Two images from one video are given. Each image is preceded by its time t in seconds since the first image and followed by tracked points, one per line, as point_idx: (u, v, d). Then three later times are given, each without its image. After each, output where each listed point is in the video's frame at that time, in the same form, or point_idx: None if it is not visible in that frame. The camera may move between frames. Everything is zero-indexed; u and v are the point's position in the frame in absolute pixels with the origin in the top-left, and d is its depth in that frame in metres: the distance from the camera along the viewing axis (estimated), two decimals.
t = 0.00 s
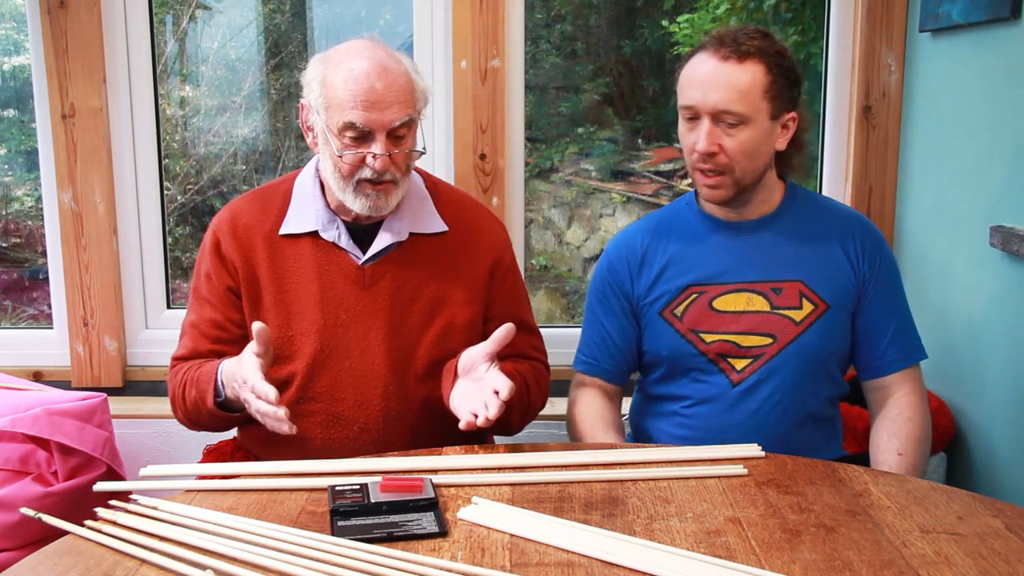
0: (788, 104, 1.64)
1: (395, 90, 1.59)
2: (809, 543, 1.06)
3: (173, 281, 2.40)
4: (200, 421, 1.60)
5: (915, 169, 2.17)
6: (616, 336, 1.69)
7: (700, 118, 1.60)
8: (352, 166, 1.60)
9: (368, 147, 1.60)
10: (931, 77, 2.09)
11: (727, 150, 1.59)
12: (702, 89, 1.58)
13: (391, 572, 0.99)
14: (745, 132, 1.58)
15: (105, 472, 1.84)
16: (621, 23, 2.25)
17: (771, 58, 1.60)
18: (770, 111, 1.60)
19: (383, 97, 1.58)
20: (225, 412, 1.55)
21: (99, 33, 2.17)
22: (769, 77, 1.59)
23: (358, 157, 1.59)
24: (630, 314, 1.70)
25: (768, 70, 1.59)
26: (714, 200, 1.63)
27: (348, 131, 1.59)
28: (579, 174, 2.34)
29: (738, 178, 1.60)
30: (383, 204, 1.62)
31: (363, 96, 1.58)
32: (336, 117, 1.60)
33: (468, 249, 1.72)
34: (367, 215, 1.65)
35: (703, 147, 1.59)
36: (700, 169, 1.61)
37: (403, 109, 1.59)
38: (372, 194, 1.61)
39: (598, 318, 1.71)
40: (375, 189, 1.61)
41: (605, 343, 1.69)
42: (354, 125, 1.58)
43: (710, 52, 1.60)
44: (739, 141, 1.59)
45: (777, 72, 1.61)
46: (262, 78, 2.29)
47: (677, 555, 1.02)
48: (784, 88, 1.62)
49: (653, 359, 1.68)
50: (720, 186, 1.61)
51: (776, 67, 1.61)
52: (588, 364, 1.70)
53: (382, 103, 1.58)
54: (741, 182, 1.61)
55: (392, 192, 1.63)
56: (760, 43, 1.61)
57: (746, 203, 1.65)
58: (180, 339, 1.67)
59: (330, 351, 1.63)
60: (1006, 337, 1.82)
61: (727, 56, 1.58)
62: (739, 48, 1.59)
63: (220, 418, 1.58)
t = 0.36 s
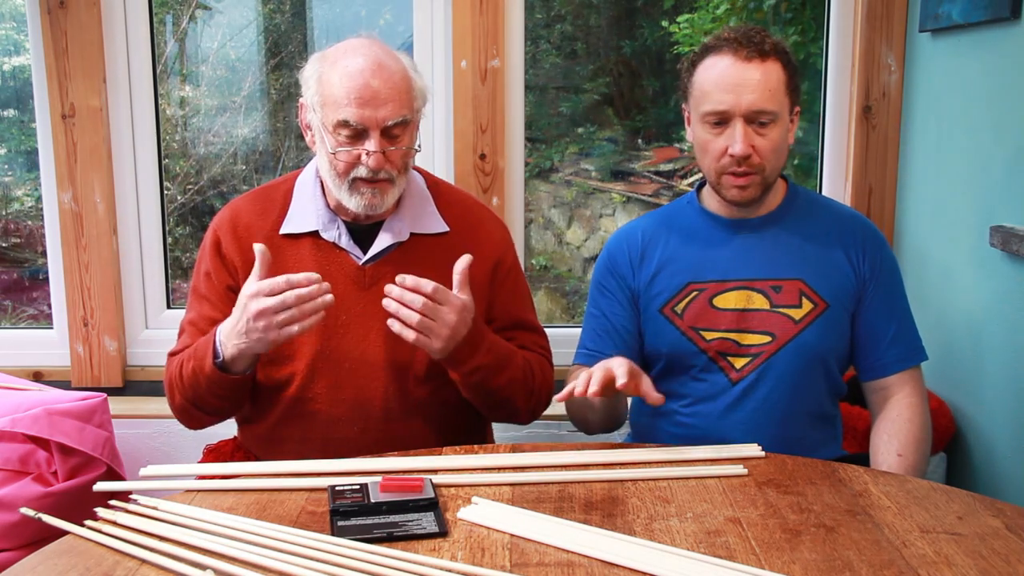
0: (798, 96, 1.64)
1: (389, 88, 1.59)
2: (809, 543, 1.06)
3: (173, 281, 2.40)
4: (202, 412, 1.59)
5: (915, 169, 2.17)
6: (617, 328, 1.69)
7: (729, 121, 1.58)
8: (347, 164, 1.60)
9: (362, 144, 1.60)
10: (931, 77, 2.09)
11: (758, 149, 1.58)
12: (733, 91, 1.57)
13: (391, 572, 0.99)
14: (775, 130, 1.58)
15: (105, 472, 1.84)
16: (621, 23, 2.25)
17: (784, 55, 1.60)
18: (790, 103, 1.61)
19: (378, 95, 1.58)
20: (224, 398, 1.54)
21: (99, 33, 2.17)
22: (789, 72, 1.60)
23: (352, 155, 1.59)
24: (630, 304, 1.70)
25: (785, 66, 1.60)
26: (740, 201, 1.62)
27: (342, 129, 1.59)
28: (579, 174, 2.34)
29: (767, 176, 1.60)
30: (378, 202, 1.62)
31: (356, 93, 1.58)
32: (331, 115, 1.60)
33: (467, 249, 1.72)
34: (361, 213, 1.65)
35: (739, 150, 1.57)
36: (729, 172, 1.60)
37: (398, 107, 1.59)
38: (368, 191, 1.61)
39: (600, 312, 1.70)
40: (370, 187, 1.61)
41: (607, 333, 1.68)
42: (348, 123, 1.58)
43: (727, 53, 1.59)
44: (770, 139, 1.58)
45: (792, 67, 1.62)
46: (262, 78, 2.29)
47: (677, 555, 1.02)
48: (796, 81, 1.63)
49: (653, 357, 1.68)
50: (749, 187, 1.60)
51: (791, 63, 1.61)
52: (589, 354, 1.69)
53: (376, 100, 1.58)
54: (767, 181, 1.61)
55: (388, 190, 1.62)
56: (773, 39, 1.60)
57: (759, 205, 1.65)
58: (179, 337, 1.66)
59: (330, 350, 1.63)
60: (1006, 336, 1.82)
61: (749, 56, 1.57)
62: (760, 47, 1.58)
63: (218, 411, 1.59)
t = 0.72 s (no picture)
0: (799, 101, 1.64)
1: (374, 97, 1.58)
2: (809, 543, 1.06)
3: (173, 281, 2.40)
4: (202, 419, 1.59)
5: (915, 169, 2.17)
6: (621, 326, 1.67)
7: (721, 118, 1.58)
8: (328, 172, 1.60)
9: (342, 154, 1.59)
10: (931, 77, 2.09)
11: (750, 148, 1.58)
12: (726, 89, 1.57)
13: (391, 572, 0.99)
14: (768, 130, 1.58)
15: (105, 472, 1.84)
16: (621, 23, 2.25)
17: (786, 57, 1.60)
18: (787, 109, 1.60)
19: (360, 104, 1.57)
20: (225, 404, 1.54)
21: (99, 33, 2.17)
22: (787, 75, 1.60)
23: (332, 164, 1.59)
24: (633, 301, 1.68)
25: (785, 68, 1.59)
26: (729, 198, 1.61)
27: (324, 137, 1.59)
28: (579, 174, 2.34)
29: (757, 178, 1.60)
30: (361, 210, 1.62)
31: (338, 102, 1.57)
32: (313, 123, 1.59)
33: (466, 249, 1.72)
34: (346, 219, 1.65)
35: (727, 148, 1.57)
36: (718, 170, 1.59)
37: (378, 118, 1.58)
38: (350, 199, 1.61)
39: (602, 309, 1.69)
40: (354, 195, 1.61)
41: (613, 331, 1.66)
42: (327, 132, 1.57)
43: (726, 52, 1.59)
44: (762, 139, 1.58)
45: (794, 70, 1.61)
46: (262, 78, 2.29)
47: (677, 555, 1.02)
48: (797, 86, 1.63)
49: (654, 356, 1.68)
50: (739, 186, 1.59)
51: (792, 66, 1.61)
52: (595, 351, 1.66)
53: (356, 110, 1.57)
54: (758, 182, 1.60)
55: (372, 198, 1.62)
56: (775, 41, 1.60)
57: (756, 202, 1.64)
58: (180, 340, 1.66)
59: (329, 352, 1.63)
60: (1006, 336, 1.82)
61: (747, 56, 1.57)
62: (759, 47, 1.58)
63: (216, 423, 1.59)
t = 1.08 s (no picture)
0: (792, 122, 1.63)
1: (372, 91, 1.59)
2: (809, 543, 1.06)
3: (173, 281, 2.40)
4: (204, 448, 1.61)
5: (915, 169, 2.17)
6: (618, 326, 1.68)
7: (694, 119, 1.61)
8: (331, 169, 1.61)
9: (346, 149, 1.60)
10: (931, 77, 2.09)
11: (714, 155, 1.59)
12: (700, 90, 1.59)
13: (391, 572, 0.99)
14: (735, 142, 1.58)
15: (105, 472, 1.84)
16: (621, 23, 2.25)
17: (777, 73, 1.60)
18: (764, 127, 1.59)
19: (360, 100, 1.58)
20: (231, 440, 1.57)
21: (99, 33, 2.17)
22: (771, 91, 1.59)
23: (336, 160, 1.60)
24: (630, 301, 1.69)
25: (771, 84, 1.59)
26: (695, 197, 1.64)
27: (326, 134, 1.60)
28: (579, 174, 2.34)
29: (720, 185, 1.60)
30: (367, 207, 1.62)
31: (337, 98, 1.58)
32: (314, 121, 1.61)
33: (462, 249, 1.71)
34: (351, 218, 1.65)
35: (689, 148, 1.60)
36: (686, 168, 1.63)
37: (380, 110, 1.59)
38: (355, 196, 1.61)
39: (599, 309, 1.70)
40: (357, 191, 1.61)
41: (611, 330, 1.68)
42: (331, 128, 1.59)
43: (721, 56, 1.61)
44: (727, 149, 1.59)
45: (783, 87, 1.60)
46: (262, 78, 2.29)
47: (677, 555, 1.02)
48: (787, 104, 1.61)
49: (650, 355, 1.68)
50: (701, 187, 1.61)
51: (781, 83, 1.60)
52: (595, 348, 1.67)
53: (358, 104, 1.58)
54: (724, 189, 1.60)
55: (376, 194, 1.62)
56: (771, 55, 1.61)
57: (743, 204, 1.65)
58: (177, 353, 1.67)
59: (327, 354, 1.63)
60: (1006, 336, 1.82)
61: (733, 64, 1.59)
62: (747, 59, 1.59)
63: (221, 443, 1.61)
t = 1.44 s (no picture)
0: (793, 118, 1.63)
1: (376, 89, 1.59)
2: (809, 543, 1.06)
3: (173, 281, 2.40)
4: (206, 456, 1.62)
5: (915, 169, 2.17)
6: (620, 326, 1.69)
7: (694, 117, 1.62)
8: (337, 169, 1.60)
9: (352, 148, 1.60)
10: (931, 77, 2.09)
11: (714, 152, 1.60)
12: (700, 88, 1.60)
13: (391, 572, 0.99)
14: (735, 138, 1.59)
15: (105, 472, 1.84)
16: (621, 23, 2.25)
17: (775, 69, 1.60)
18: (763, 123, 1.59)
19: (365, 98, 1.58)
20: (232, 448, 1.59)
21: (99, 33, 2.17)
22: (770, 87, 1.59)
23: (342, 159, 1.59)
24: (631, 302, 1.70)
25: (769, 80, 1.59)
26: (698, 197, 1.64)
27: (331, 133, 1.59)
28: (579, 174, 2.34)
29: (724, 183, 1.60)
30: (372, 206, 1.62)
31: (343, 97, 1.58)
32: (318, 121, 1.60)
33: (457, 250, 1.71)
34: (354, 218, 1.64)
35: (690, 147, 1.61)
36: (688, 168, 1.64)
37: (386, 108, 1.59)
38: (360, 195, 1.61)
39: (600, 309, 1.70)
40: (361, 189, 1.61)
41: (609, 337, 1.69)
42: (337, 127, 1.58)
43: (718, 54, 1.62)
44: (728, 146, 1.59)
45: (782, 83, 1.60)
46: (262, 78, 2.29)
47: (677, 555, 1.02)
48: (786, 100, 1.61)
49: (653, 357, 1.68)
50: (702, 186, 1.62)
51: (780, 79, 1.60)
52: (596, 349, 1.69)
53: (364, 102, 1.58)
54: (726, 188, 1.61)
55: (380, 193, 1.62)
56: (769, 52, 1.61)
57: (747, 204, 1.65)
58: (176, 359, 1.66)
59: (325, 357, 1.63)
60: (1006, 337, 1.82)
61: (730, 61, 1.60)
62: (745, 55, 1.60)
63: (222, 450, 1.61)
